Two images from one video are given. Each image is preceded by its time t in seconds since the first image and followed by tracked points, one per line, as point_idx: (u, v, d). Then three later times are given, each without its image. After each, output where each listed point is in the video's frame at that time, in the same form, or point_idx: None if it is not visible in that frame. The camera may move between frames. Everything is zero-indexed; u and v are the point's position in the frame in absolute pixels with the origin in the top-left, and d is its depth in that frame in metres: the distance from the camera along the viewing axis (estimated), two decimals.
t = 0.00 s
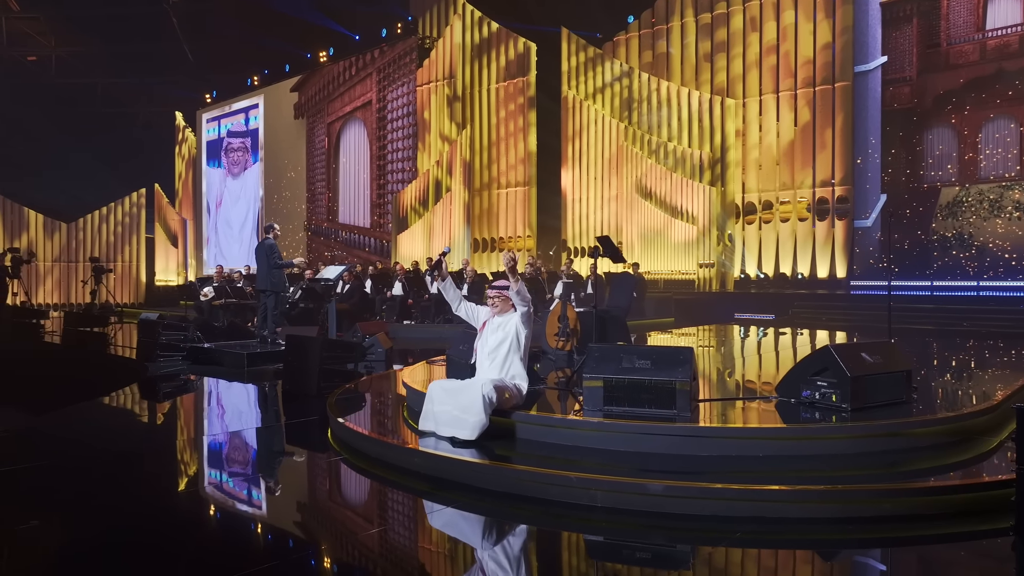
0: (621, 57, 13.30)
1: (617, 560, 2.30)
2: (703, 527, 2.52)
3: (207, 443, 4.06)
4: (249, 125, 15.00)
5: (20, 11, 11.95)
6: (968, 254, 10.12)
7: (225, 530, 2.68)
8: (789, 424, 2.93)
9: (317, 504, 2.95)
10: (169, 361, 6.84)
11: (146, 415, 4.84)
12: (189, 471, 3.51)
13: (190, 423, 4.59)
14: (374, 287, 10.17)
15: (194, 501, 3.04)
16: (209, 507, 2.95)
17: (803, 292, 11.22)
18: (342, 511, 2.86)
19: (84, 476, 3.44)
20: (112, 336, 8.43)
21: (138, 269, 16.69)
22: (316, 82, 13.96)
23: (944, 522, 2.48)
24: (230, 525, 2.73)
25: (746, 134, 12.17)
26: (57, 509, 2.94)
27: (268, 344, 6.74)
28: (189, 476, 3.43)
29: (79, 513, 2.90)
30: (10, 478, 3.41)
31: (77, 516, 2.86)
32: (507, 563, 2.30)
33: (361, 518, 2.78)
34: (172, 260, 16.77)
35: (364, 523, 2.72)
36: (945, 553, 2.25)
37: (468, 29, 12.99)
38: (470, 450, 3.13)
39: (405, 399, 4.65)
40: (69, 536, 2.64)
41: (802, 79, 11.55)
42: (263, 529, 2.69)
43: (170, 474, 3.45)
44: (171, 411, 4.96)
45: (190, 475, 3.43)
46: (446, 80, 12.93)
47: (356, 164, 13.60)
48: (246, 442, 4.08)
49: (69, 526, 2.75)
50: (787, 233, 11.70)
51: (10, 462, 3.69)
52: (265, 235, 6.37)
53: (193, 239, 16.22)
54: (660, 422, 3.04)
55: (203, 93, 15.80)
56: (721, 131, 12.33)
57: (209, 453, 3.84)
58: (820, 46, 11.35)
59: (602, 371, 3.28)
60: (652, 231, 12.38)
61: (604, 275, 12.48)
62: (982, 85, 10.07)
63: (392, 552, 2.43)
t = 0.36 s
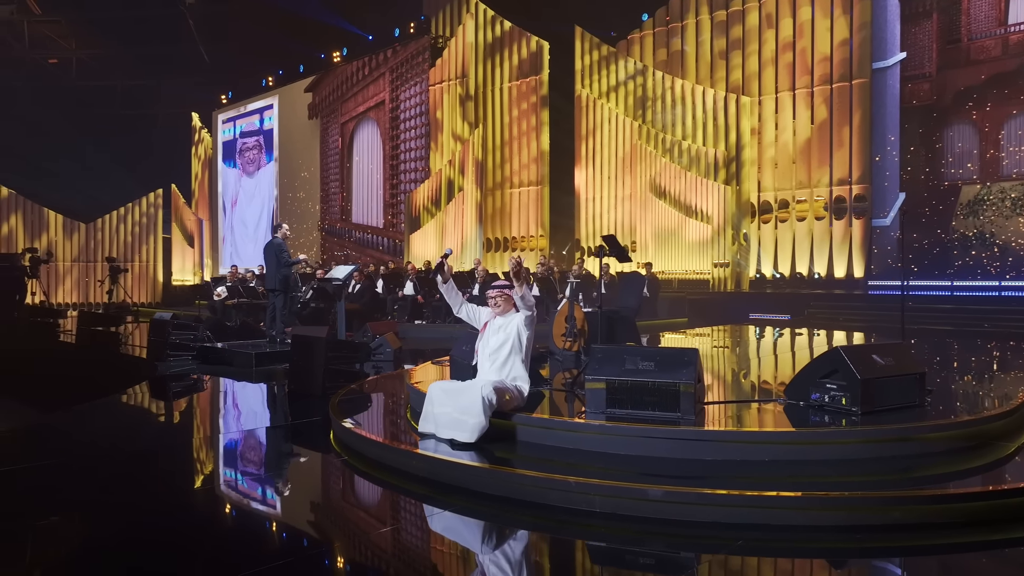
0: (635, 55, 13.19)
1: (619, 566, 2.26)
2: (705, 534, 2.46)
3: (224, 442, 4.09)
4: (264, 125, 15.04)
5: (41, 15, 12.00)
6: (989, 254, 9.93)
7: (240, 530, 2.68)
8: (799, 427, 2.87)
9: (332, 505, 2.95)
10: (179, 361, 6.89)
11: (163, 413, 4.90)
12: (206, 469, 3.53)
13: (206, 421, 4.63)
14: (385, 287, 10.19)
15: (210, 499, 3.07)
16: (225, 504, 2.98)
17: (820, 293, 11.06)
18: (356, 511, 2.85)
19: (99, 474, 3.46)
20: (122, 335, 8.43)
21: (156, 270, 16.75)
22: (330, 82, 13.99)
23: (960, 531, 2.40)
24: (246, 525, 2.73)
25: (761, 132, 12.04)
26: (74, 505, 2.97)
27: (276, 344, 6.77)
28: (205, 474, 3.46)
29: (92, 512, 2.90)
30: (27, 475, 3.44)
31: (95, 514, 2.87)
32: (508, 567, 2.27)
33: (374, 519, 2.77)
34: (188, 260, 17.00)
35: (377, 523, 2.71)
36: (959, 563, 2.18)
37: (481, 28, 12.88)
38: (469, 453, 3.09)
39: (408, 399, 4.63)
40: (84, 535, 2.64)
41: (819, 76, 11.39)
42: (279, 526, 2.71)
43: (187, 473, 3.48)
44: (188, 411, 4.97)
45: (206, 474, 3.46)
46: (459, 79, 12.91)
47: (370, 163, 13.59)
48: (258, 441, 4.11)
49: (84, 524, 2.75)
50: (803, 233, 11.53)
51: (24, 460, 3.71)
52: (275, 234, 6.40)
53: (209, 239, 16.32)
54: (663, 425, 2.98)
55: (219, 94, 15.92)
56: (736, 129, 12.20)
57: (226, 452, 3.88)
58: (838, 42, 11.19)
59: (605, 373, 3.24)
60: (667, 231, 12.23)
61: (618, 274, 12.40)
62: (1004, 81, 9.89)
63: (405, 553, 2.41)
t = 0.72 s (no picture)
0: (653, 51, 13.06)
1: (626, 569, 2.22)
2: (709, 540, 2.41)
3: (245, 439, 4.15)
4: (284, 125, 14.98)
5: (68, 17, 12.30)
6: (1018, 252, 9.63)
7: (260, 527, 2.72)
8: (812, 430, 2.79)
9: (347, 504, 2.96)
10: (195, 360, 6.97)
11: (185, 411, 4.98)
12: (225, 467, 3.58)
13: (226, 419, 4.68)
14: (402, 286, 10.21)
15: (230, 495, 3.11)
16: (245, 502, 3.02)
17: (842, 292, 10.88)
18: (375, 510, 2.86)
19: (120, 473, 3.52)
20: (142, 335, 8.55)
21: (176, 267, 17.12)
22: (349, 81, 13.98)
23: (979, 541, 2.31)
24: (265, 523, 2.76)
25: (781, 129, 11.86)
26: (101, 501, 3.05)
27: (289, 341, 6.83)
28: (225, 471, 3.50)
29: (118, 509, 2.97)
30: (53, 473, 3.52)
31: (121, 511, 2.94)
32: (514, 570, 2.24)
33: (392, 517, 2.78)
34: (209, 260, 17.08)
35: (393, 521, 2.73)
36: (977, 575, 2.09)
37: (498, 26, 13.01)
38: (473, 454, 3.06)
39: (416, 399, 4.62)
40: (110, 533, 2.69)
41: (841, 71, 11.19)
42: (298, 524, 2.74)
43: (206, 470, 3.53)
44: (209, 408, 5.05)
45: (226, 471, 3.52)
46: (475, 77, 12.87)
47: (388, 162, 13.55)
48: (274, 439, 4.14)
49: (112, 519, 2.82)
50: (824, 230, 11.34)
51: (50, 458, 3.81)
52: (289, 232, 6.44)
53: (229, 238, 16.43)
54: (671, 427, 2.92)
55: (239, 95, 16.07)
56: (756, 126, 12.04)
57: (246, 449, 3.93)
58: (860, 37, 10.98)
59: (613, 374, 3.20)
60: (685, 229, 12.14)
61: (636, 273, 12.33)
62: None
63: (422, 551, 2.41)
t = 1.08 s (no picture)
0: (672, 47, 12.95)
1: (632, 572, 2.18)
2: (714, 544, 2.36)
3: (264, 435, 4.20)
4: (302, 123, 14.67)
5: (92, 18, 12.81)
6: None
7: (278, 524, 2.75)
8: (826, 432, 2.73)
9: (360, 501, 2.97)
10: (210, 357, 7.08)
11: (205, 406, 5.06)
12: (244, 463, 3.62)
13: (246, 415, 4.73)
14: (417, 284, 10.23)
15: (248, 492, 3.16)
16: (264, 498, 3.05)
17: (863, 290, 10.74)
18: (391, 508, 2.87)
19: (140, 469, 3.59)
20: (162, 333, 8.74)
21: (198, 265, 17.09)
22: (365, 79, 13.70)
23: (996, 551, 2.23)
24: (284, 520, 2.80)
25: (801, 124, 11.71)
26: (126, 495, 3.14)
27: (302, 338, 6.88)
28: (244, 467, 3.55)
29: (142, 505, 3.02)
30: (77, 470, 3.59)
31: (143, 507, 2.99)
32: (519, 571, 2.22)
33: (406, 514, 2.78)
34: (229, 257, 16.93)
35: (407, 518, 2.74)
36: None
37: (514, 23, 12.92)
38: (476, 454, 3.03)
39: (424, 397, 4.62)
40: (130, 528, 2.74)
41: (863, 65, 11.00)
42: (314, 521, 2.78)
43: (226, 466, 3.58)
44: (227, 404, 5.13)
45: (245, 466, 3.56)
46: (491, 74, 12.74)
47: (404, 160, 13.45)
48: (289, 435, 4.18)
49: (135, 516, 2.87)
50: (846, 227, 11.18)
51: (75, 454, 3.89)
52: (303, 230, 6.47)
53: (250, 236, 16.30)
54: (678, 428, 2.88)
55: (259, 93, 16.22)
56: (777, 121, 11.89)
57: (264, 445, 3.98)
58: (883, 30, 10.78)
59: (620, 373, 3.16)
60: (704, 226, 12.14)
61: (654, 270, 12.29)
62: None
63: (436, 549, 2.42)
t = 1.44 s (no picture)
0: (686, 41, 12.82)
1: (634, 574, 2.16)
2: (715, 548, 2.32)
3: (277, 430, 4.24)
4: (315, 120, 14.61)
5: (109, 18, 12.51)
6: None
7: (289, 518, 2.76)
8: (833, 433, 2.67)
9: (365, 497, 2.97)
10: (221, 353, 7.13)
11: (218, 401, 5.10)
12: (258, 458, 3.65)
13: (260, 410, 4.76)
14: (428, 280, 10.25)
15: (262, 486, 3.18)
16: (278, 493, 3.06)
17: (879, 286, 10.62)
18: (403, 504, 2.87)
19: (154, 462, 3.63)
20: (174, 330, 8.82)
21: (212, 261, 17.03)
22: (377, 74, 13.59)
23: (1006, 558, 2.16)
24: (298, 514, 2.80)
25: (816, 118, 11.59)
26: (143, 489, 3.18)
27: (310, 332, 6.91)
28: (258, 462, 3.57)
29: (157, 498, 3.06)
30: (95, 463, 3.64)
31: (161, 500, 3.02)
32: (521, 571, 2.20)
33: (414, 511, 2.78)
34: (243, 253, 16.80)
35: (419, 514, 2.74)
36: None
37: (525, 18, 12.83)
38: (477, 453, 3.01)
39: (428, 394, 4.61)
40: (144, 521, 2.78)
41: (880, 58, 10.83)
42: (327, 516, 2.77)
43: (240, 460, 3.61)
44: (240, 399, 5.17)
45: (260, 461, 3.59)
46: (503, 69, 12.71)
47: (416, 156, 13.40)
48: (298, 431, 4.19)
49: (151, 508, 2.90)
50: (862, 222, 10.99)
51: (91, 447, 3.95)
52: (312, 227, 6.48)
53: (263, 233, 16.18)
54: (682, 428, 2.83)
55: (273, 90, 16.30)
56: (791, 115, 11.75)
57: (278, 440, 4.00)
58: (901, 22, 10.61)
59: (622, 371, 3.13)
60: (717, 221, 12.08)
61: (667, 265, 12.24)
62: None
63: (447, 546, 2.41)
